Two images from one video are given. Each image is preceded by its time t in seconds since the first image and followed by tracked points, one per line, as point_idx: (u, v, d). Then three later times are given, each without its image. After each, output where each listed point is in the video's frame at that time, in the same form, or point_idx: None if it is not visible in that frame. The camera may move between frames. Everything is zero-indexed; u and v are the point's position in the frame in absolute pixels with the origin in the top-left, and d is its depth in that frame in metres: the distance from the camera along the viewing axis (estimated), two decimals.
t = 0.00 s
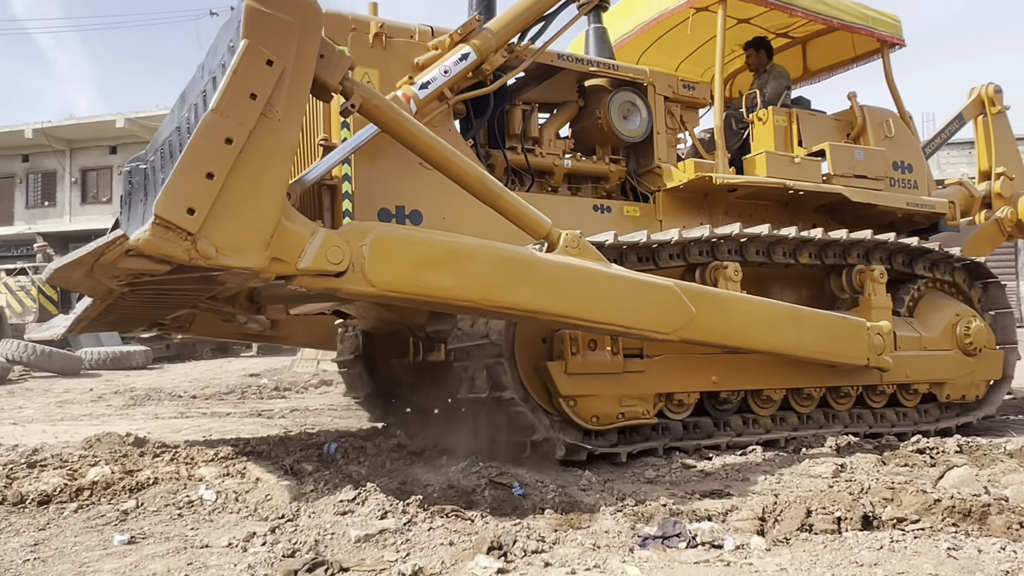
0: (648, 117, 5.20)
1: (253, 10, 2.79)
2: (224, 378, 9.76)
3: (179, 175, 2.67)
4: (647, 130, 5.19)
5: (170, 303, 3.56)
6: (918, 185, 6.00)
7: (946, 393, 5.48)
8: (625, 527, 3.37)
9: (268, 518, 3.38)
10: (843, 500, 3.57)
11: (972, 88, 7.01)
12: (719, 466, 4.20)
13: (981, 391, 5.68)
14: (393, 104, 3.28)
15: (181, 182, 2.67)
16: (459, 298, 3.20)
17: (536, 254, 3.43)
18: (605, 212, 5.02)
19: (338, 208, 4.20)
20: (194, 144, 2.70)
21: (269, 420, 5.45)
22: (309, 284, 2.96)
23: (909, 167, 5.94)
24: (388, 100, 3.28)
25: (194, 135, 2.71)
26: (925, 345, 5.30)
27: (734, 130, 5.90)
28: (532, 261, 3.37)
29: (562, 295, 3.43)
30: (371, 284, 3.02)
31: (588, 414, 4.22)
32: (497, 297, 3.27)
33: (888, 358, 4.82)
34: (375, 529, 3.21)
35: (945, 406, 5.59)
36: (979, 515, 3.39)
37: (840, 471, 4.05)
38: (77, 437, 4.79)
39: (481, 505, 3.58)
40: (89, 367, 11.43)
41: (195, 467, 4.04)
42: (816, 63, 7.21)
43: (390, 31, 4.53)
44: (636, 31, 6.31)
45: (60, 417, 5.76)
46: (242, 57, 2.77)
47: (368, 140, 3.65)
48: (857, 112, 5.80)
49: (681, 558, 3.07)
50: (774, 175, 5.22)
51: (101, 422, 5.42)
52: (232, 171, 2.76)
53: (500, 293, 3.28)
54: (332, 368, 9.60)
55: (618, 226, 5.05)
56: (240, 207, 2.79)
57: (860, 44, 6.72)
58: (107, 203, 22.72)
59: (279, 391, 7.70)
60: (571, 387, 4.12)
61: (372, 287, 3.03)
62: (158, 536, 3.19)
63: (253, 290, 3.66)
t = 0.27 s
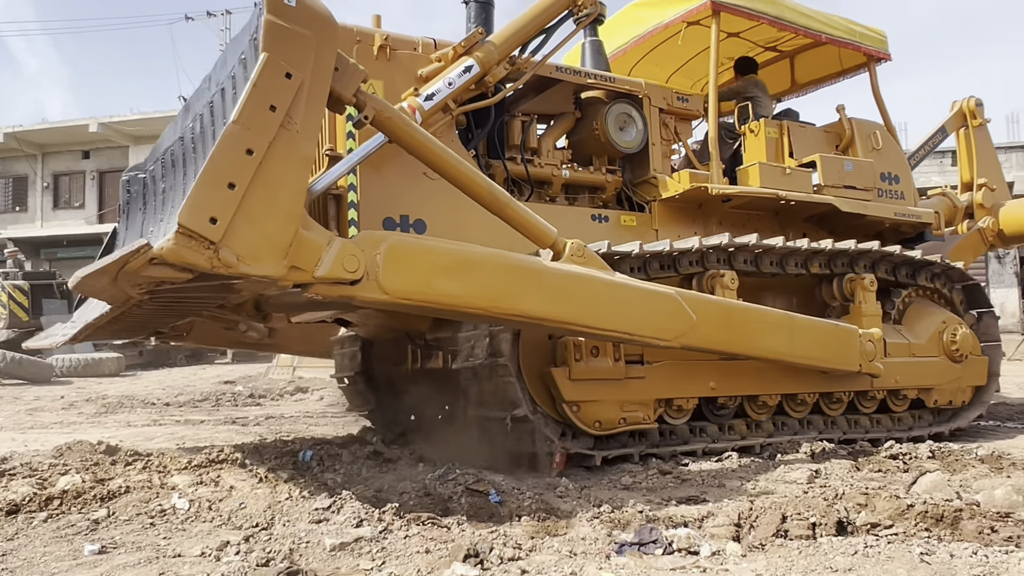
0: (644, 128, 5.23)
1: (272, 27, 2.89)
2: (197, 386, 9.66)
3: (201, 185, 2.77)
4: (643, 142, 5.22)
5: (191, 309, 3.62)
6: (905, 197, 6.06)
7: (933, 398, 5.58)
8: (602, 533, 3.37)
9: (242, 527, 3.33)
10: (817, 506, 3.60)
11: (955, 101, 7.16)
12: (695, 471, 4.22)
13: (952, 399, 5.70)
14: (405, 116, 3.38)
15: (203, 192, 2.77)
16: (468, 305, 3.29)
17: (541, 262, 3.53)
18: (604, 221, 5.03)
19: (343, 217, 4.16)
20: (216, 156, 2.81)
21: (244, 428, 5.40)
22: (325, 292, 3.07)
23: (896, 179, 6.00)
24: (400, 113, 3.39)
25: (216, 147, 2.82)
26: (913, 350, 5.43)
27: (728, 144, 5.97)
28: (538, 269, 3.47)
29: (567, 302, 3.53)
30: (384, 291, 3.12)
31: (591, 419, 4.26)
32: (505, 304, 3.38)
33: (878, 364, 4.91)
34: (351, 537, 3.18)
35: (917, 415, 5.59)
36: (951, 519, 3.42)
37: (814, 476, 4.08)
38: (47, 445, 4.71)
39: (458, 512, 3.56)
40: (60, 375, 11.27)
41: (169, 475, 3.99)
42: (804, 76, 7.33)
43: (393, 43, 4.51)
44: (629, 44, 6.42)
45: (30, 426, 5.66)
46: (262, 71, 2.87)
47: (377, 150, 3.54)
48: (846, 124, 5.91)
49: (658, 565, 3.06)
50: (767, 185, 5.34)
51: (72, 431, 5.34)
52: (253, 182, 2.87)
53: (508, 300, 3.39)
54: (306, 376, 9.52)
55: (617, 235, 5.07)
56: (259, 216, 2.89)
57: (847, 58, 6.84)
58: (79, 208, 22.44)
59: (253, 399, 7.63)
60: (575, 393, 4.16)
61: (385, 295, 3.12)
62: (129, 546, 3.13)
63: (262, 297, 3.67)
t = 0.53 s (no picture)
0: (649, 138, 5.28)
1: (304, 34, 2.91)
2: (174, 391, 9.57)
3: (236, 189, 2.78)
4: (648, 151, 5.26)
5: (216, 305, 3.69)
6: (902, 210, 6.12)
7: (926, 406, 5.65)
8: (583, 538, 3.36)
9: (221, 533, 3.29)
10: (796, 510, 3.62)
11: (948, 115, 7.25)
12: (676, 475, 4.24)
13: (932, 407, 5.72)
14: (429, 122, 3.49)
15: (238, 195, 2.78)
16: (489, 309, 3.34)
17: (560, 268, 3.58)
18: (610, 228, 5.11)
19: (360, 220, 4.06)
20: (250, 159, 2.82)
21: (223, 433, 5.35)
22: (350, 295, 3.07)
23: (893, 191, 6.07)
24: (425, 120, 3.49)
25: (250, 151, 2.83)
26: (908, 359, 5.50)
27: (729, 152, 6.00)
28: (556, 275, 3.53)
29: (584, 307, 3.59)
30: (407, 294, 3.15)
31: (599, 418, 4.38)
32: (525, 310, 3.43)
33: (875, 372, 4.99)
34: (330, 543, 3.16)
35: (897, 421, 5.60)
36: (928, 523, 3.45)
37: (792, 480, 4.10)
38: (22, 451, 4.64)
39: (438, 517, 3.55)
40: (35, 379, 11.14)
41: (146, 482, 3.94)
42: (803, 88, 7.40)
43: (410, 49, 4.57)
44: (634, 56, 6.47)
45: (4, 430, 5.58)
46: (295, 77, 2.89)
47: (394, 154, 3.54)
48: (846, 137, 5.98)
49: (638, 569, 3.06)
50: (771, 195, 5.40)
51: (48, 436, 5.26)
52: (286, 187, 2.88)
53: (527, 306, 3.44)
54: (286, 381, 9.46)
55: (622, 242, 5.14)
56: (292, 219, 2.89)
57: (847, 71, 6.90)
58: (56, 212, 22.22)
59: (233, 404, 7.56)
60: (584, 393, 4.27)
61: (408, 299, 3.16)
62: (105, 552, 3.07)
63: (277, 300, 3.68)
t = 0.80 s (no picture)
0: (654, 145, 5.30)
1: (334, 46, 3.00)
2: (157, 394, 9.50)
3: (269, 199, 2.85)
4: (653, 158, 5.29)
5: (231, 312, 3.71)
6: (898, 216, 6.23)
7: (924, 409, 5.74)
8: (567, 542, 3.35)
9: (203, 538, 3.26)
10: (780, 513, 3.63)
11: (940, 123, 7.32)
12: (661, 479, 4.23)
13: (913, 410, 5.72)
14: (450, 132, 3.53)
15: (270, 204, 2.85)
16: (509, 315, 3.41)
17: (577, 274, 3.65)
18: (616, 234, 5.11)
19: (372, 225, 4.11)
20: (282, 169, 2.88)
21: (206, 437, 5.30)
22: (375, 302, 3.16)
23: (888, 199, 6.17)
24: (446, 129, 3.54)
25: (282, 161, 2.90)
26: (906, 364, 5.59)
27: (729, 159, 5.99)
28: (574, 282, 3.59)
29: (602, 314, 3.65)
30: (430, 301, 3.24)
31: (610, 421, 4.42)
32: (544, 316, 3.50)
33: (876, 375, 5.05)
34: (313, 548, 3.13)
35: (879, 424, 5.58)
36: (911, 526, 3.46)
37: (777, 483, 4.11)
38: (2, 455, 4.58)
39: (422, 521, 3.53)
40: (15, 382, 11.03)
41: (128, 486, 3.90)
42: (800, 96, 7.43)
43: (422, 58, 4.57)
44: (637, 63, 6.48)
45: None
46: (326, 89, 2.97)
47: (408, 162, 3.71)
48: (844, 145, 6.07)
49: (622, 572, 3.05)
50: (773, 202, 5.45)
51: (28, 440, 5.20)
52: (315, 196, 2.95)
53: (546, 312, 3.51)
54: (270, 385, 9.41)
55: (628, 247, 5.15)
56: (320, 226, 2.97)
57: (844, 80, 6.97)
58: (38, 213, 22.05)
59: (217, 407, 7.51)
60: (596, 397, 4.31)
61: (432, 305, 3.24)
62: (85, 558, 3.03)
63: (294, 306, 3.70)
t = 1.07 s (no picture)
0: (659, 150, 5.33)
1: (359, 59, 3.11)
2: (143, 396, 9.44)
3: (300, 208, 2.95)
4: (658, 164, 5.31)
5: (252, 318, 3.76)
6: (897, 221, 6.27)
7: (922, 409, 5.88)
8: (555, 544, 3.35)
9: (188, 540, 3.24)
10: (767, 514, 3.64)
11: (934, 128, 7.33)
12: (650, 481, 4.24)
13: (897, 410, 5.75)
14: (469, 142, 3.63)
15: (300, 213, 2.94)
16: (527, 320, 3.54)
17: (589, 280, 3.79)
18: (623, 239, 5.16)
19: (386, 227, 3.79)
20: (312, 179, 2.98)
21: (193, 439, 5.27)
22: (400, 307, 3.27)
23: (888, 204, 6.20)
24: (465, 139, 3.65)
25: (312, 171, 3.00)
26: (906, 365, 5.72)
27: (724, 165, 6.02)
28: (587, 287, 3.73)
29: (613, 318, 3.80)
30: (452, 306, 3.36)
31: (622, 423, 4.53)
32: (559, 320, 3.63)
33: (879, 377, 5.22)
34: (300, 550, 3.12)
35: (865, 425, 5.59)
36: (896, 527, 3.48)
37: (764, 485, 4.12)
38: None
39: (409, 524, 3.51)
40: None
41: (113, 489, 3.87)
42: (798, 101, 7.46)
43: (435, 67, 4.63)
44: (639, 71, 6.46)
45: None
46: (352, 101, 3.08)
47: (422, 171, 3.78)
48: (843, 150, 6.13)
49: (610, 573, 3.06)
50: (777, 207, 5.52)
51: (12, 442, 5.16)
52: (343, 205, 3.06)
53: (561, 316, 3.64)
54: (257, 387, 9.36)
55: (636, 253, 5.19)
56: (348, 234, 3.07)
57: (842, 86, 7.04)
58: (22, 214, 21.90)
59: (203, 409, 7.47)
60: (608, 399, 4.40)
61: (454, 310, 3.36)
62: (69, 561, 3.00)
63: (311, 312, 3.72)
